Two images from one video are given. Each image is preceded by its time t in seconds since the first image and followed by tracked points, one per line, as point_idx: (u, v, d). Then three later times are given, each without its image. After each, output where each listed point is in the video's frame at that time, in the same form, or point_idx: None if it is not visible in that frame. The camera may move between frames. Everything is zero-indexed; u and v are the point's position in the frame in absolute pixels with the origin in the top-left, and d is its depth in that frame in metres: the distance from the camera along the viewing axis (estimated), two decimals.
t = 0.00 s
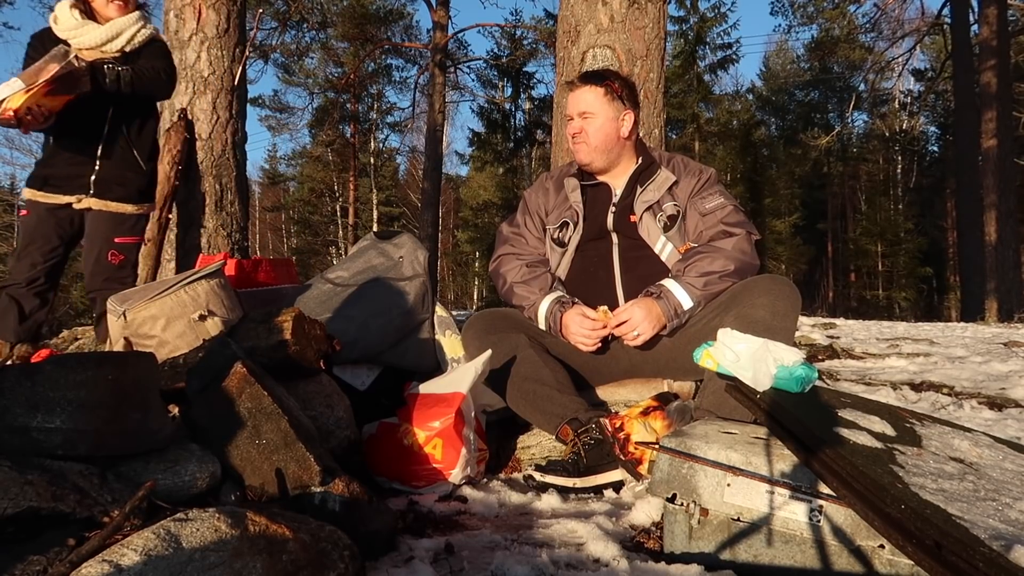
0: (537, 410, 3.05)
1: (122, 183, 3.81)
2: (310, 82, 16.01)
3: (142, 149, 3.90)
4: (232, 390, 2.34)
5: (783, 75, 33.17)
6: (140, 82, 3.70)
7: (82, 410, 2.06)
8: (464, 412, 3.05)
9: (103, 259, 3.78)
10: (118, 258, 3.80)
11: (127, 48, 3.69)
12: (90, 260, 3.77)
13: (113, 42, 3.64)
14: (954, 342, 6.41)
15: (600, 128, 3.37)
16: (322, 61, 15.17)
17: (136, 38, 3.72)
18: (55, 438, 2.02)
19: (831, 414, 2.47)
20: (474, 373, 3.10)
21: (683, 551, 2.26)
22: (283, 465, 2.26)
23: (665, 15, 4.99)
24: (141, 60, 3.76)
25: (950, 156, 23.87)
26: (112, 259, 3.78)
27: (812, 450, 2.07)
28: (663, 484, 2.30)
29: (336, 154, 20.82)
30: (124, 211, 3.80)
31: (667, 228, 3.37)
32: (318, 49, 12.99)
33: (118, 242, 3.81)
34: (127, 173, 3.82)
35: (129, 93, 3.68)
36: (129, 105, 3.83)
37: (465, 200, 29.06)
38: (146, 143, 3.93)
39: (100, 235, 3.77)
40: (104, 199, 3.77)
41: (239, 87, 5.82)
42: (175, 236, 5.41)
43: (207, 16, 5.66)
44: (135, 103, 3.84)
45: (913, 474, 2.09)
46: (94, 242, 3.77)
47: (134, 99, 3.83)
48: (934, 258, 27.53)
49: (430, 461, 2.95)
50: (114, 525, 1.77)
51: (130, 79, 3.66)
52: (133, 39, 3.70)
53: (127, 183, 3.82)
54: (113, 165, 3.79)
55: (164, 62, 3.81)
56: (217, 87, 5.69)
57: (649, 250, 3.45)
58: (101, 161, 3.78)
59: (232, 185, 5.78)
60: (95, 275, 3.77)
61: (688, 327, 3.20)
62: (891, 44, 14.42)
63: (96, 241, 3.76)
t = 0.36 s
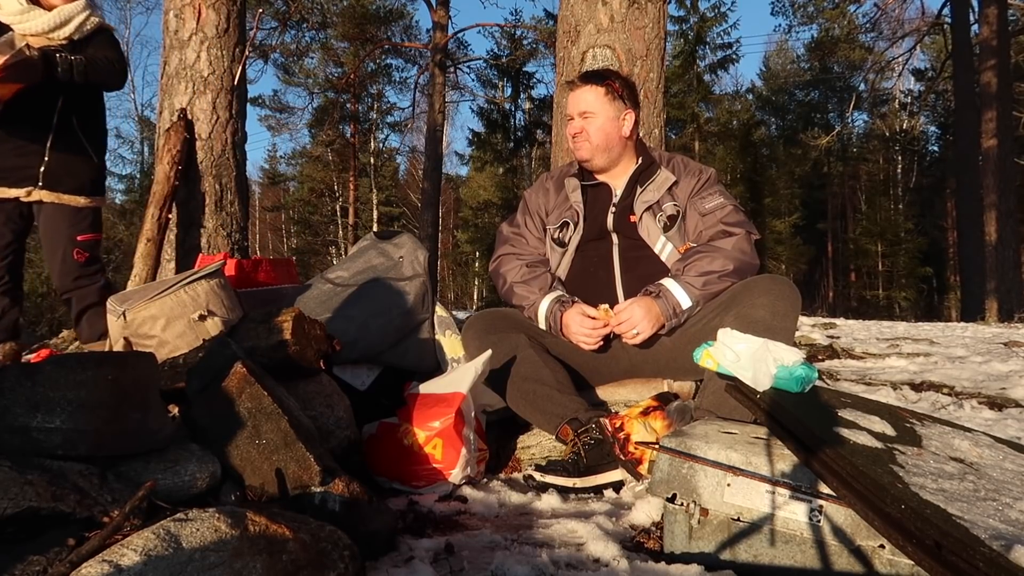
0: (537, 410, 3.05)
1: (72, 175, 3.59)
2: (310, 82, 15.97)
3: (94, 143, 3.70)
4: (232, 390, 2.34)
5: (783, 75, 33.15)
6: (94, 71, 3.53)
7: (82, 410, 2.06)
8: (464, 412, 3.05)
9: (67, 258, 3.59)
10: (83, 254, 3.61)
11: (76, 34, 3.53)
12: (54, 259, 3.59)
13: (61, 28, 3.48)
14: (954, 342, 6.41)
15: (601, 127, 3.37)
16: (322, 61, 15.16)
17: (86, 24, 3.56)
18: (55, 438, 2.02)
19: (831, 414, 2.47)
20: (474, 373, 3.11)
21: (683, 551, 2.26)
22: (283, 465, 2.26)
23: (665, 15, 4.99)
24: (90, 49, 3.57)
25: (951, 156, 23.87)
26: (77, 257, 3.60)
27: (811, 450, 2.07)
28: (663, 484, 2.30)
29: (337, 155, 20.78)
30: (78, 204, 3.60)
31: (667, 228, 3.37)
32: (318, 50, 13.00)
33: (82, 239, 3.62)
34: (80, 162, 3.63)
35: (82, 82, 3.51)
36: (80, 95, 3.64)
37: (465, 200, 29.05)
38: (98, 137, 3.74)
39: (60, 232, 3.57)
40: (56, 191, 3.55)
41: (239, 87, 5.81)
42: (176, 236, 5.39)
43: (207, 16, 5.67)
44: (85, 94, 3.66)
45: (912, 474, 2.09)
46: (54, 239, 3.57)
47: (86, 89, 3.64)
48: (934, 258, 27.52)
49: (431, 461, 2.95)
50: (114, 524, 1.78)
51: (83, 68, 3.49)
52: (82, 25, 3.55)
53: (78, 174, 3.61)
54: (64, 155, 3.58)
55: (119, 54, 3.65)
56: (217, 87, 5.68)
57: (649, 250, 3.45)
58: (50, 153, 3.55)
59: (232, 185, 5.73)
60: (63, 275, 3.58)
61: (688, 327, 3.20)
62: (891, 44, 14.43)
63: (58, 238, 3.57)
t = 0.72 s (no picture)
0: (537, 410, 3.05)
1: (42, 170, 3.54)
2: (309, 82, 15.95)
3: (64, 138, 3.65)
4: (232, 390, 2.34)
5: (783, 75, 33.15)
6: (63, 60, 3.49)
7: (81, 410, 2.06)
8: (464, 412, 3.05)
9: (24, 246, 3.52)
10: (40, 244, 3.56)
11: (42, 26, 3.46)
12: (9, 251, 3.51)
13: (27, 20, 3.41)
14: (954, 342, 6.42)
15: (601, 127, 3.37)
16: (321, 61, 15.13)
17: (51, 17, 3.50)
18: (55, 438, 2.02)
19: (831, 414, 2.47)
20: (474, 373, 3.11)
21: (683, 552, 2.26)
22: (283, 465, 2.26)
23: (665, 15, 4.98)
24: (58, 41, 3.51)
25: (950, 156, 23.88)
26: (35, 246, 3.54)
27: (811, 450, 2.07)
28: (663, 484, 2.30)
29: (336, 155, 20.77)
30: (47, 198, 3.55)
31: (667, 228, 3.37)
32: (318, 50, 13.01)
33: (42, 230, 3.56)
34: (49, 160, 3.57)
35: (52, 72, 3.46)
36: (48, 88, 3.57)
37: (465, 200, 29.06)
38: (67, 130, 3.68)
39: (20, 221, 3.51)
40: (24, 185, 3.50)
41: (239, 87, 5.81)
42: (176, 236, 5.44)
43: (207, 16, 5.67)
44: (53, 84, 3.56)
45: (912, 474, 2.09)
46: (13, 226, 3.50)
47: (52, 81, 3.55)
48: (934, 258, 27.52)
49: (431, 461, 2.95)
50: (114, 525, 1.77)
51: (53, 57, 3.45)
52: (48, 17, 3.48)
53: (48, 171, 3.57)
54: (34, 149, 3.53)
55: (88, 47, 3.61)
56: (217, 87, 5.68)
57: (649, 250, 3.45)
58: (17, 147, 3.49)
59: (232, 185, 5.72)
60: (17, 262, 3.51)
61: (687, 327, 3.20)
62: (891, 44, 14.43)
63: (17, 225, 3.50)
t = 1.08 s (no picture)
0: (537, 410, 3.05)
1: (16, 170, 2.96)
2: (309, 83, 15.93)
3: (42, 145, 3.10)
4: (231, 390, 2.34)
5: (783, 75, 33.15)
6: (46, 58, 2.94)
7: (81, 410, 2.06)
8: (464, 412, 3.05)
9: None
10: None
11: (18, 22, 2.93)
12: None
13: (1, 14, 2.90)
14: (954, 343, 6.42)
15: (601, 128, 3.37)
16: (321, 61, 15.11)
17: (29, 11, 2.97)
18: (55, 437, 2.02)
19: (832, 414, 2.47)
20: (474, 373, 3.11)
21: (683, 552, 2.26)
22: (283, 465, 2.26)
23: (665, 15, 4.98)
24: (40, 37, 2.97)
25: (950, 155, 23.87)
26: None
27: (811, 450, 2.07)
28: (663, 485, 2.30)
29: (337, 155, 20.76)
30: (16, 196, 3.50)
31: (668, 228, 3.37)
32: (318, 50, 13.01)
33: None
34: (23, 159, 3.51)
35: (32, 68, 2.91)
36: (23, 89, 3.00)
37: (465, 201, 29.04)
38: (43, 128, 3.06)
39: None
40: None
41: (239, 87, 5.80)
42: (176, 236, 5.48)
43: (207, 16, 5.67)
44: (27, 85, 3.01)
45: (912, 474, 2.09)
46: None
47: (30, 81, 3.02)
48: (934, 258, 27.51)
49: (431, 461, 2.95)
50: (114, 525, 1.77)
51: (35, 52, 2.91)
52: (25, 12, 2.96)
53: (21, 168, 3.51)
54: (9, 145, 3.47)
55: (74, 38, 3.09)
56: (217, 87, 5.68)
57: (649, 250, 3.45)
58: None
59: (232, 185, 5.72)
60: None
61: (687, 327, 3.20)
62: (891, 44, 14.43)
63: None
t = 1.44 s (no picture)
0: (537, 410, 3.05)
1: None
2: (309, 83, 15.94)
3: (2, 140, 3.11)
4: (231, 390, 2.34)
5: (783, 75, 33.13)
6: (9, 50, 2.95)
7: (81, 410, 2.06)
8: (464, 412, 3.05)
9: None
10: None
11: None
12: None
13: None
14: (954, 342, 6.42)
15: (601, 128, 3.37)
16: (321, 61, 15.12)
17: None
18: (54, 438, 2.02)
19: (832, 415, 2.47)
20: (474, 373, 3.11)
21: (683, 552, 2.26)
22: (283, 465, 2.25)
23: (665, 15, 4.98)
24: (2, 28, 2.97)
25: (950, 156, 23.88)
26: None
27: (811, 451, 2.08)
28: (663, 485, 2.30)
29: (336, 155, 20.74)
30: None
31: (668, 228, 3.37)
32: (318, 51, 13.01)
33: None
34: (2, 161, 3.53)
35: None
36: None
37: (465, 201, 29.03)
38: None
39: None
40: None
41: (239, 87, 5.80)
42: (176, 237, 5.47)
43: (208, 16, 5.68)
44: None
45: (913, 474, 2.09)
46: None
47: None
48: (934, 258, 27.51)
49: (431, 461, 2.95)
50: (114, 525, 1.77)
51: None
52: None
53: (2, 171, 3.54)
54: None
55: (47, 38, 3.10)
56: (217, 87, 5.68)
57: (650, 250, 3.45)
58: None
59: (232, 185, 5.72)
60: None
61: (687, 327, 3.20)
62: (891, 44, 14.43)
63: None
